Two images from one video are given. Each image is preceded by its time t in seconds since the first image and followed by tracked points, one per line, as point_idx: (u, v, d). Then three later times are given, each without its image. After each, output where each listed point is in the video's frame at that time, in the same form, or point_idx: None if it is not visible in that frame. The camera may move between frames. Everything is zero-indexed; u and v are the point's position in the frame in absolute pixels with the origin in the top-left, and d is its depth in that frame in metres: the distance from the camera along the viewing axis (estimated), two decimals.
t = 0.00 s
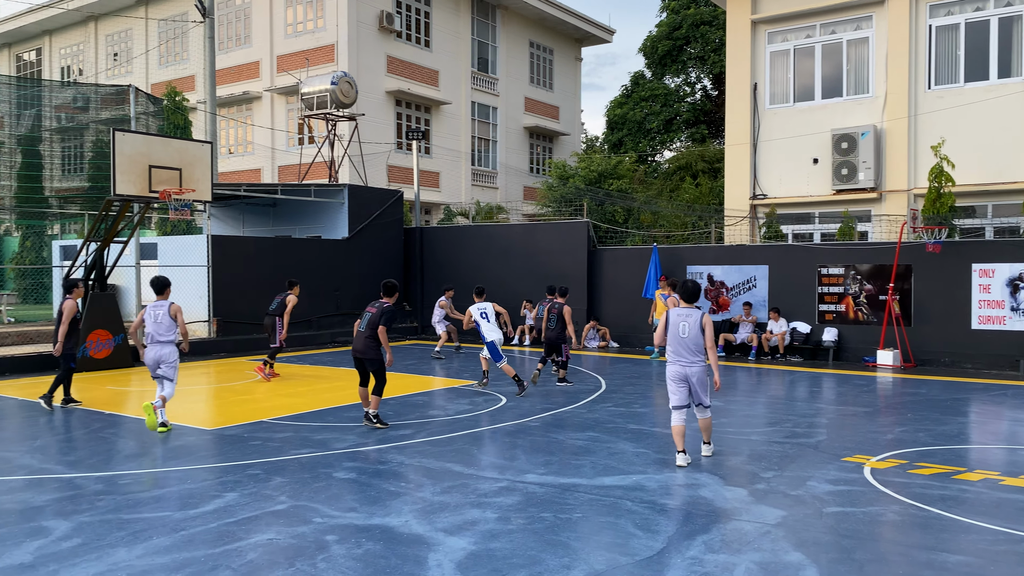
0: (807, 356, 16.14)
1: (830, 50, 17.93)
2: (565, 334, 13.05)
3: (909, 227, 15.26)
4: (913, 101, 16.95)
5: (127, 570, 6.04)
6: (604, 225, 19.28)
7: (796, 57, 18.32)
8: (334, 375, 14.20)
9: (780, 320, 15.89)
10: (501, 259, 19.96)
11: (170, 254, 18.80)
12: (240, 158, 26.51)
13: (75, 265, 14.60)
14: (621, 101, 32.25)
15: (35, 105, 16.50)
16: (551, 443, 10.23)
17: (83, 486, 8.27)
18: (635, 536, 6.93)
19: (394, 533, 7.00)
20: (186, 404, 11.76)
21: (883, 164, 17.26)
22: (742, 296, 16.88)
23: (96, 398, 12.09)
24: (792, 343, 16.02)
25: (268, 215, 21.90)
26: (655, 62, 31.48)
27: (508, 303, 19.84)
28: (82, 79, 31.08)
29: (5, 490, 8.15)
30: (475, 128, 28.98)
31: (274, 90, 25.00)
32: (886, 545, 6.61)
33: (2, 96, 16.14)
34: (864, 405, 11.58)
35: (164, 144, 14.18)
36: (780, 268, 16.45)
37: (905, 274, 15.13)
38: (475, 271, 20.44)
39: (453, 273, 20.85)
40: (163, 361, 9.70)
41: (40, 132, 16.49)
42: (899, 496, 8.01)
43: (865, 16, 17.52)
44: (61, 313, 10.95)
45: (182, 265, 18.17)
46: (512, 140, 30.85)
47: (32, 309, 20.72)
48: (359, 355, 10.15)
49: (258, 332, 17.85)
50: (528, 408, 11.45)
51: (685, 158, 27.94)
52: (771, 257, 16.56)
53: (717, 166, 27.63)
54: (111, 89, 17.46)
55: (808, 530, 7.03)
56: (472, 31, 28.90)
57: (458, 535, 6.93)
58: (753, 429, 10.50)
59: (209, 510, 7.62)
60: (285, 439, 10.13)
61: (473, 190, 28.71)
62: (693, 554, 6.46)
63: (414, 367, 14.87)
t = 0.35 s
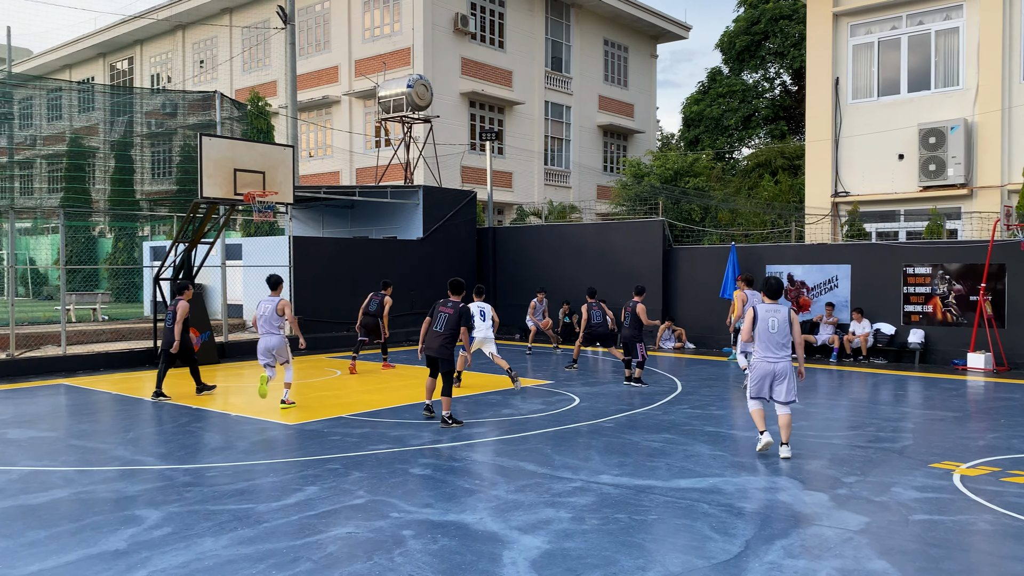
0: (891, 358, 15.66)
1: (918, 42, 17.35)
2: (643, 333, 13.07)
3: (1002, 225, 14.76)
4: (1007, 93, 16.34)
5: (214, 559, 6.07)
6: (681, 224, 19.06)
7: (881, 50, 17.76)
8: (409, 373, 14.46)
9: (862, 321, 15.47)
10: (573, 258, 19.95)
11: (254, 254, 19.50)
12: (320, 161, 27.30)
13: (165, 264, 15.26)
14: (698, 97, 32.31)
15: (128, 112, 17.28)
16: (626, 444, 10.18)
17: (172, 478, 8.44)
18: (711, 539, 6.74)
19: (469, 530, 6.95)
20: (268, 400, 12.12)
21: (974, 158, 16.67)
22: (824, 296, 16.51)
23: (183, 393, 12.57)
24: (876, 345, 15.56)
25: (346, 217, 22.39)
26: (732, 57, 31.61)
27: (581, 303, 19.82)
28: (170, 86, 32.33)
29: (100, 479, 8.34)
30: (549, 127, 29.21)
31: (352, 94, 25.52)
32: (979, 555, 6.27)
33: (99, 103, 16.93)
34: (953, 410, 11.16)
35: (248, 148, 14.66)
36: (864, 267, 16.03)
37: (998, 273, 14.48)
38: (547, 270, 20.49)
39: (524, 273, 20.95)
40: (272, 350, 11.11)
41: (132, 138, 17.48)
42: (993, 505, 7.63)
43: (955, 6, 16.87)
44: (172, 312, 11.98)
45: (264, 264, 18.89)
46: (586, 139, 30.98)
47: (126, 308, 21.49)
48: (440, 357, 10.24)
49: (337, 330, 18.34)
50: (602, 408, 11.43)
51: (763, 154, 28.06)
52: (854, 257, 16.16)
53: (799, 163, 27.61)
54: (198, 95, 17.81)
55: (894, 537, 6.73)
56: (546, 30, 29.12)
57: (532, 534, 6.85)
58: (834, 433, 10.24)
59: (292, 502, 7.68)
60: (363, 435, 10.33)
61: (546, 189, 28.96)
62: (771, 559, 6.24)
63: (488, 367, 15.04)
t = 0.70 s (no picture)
0: (963, 360, 15.11)
1: (991, 33, 17.23)
2: (704, 333, 12.93)
3: None
4: None
5: (276, 553, 6.11)
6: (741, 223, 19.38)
7: (951, 41, 17.75)
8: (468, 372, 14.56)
9: (932, 322, 15.08)
10: (631, 257, 19.83)
11: (316, 254, 19.93)
12: (380, 163, 27.69)
13: (232, 263, 15.73)
14: (761, 93, 32.18)
15: (196, 116, 17.85)
16: (685, 446, 10.02)
17: (238, 472, 8.62)
18: (773, 542, 6.41)
19: (525, 528, 6.75)
20: (331, 397, 12.34)
21: None
22: (891, 296, 16.09)
23: (248, 390, 12.88)
24: (946, 346, 15.09)
25: (405, 216, 22.64)
26: (796, 52, 31.31)
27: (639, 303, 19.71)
28: (237, 90, 33.24)
29: (169, 472, 8.59)
30: (607, 126, 29.30)
31: (412, 96, 25.80)
32: None
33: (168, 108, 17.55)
34: None
35: (311, 149, 14.95)
36: (933, 266, 15.58)
37: None
38: (604, 269, 20.43)
39: (582, 272, 20.94)
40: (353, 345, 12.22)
41: (199, 141, 18.01)
42: None
43: None
44: (265, 304, 12.66)
45: (326, 264, 19.37)
46: (645, 137, 31.00)
47: (193, 306, 22.57)
48: (498, 361, 10.29)
49: (396, 330, 18.58)
50: (660, 410, 11.32)
51: (828, 151, 27.23)
52: (923, 255, 15.71)
53: (865, 158, 26.58)
54: (263, 99, 18.58)
55: (968, 546, 6.34)
56: (605, 27, 29.19)
57: (588, 534, 6.62)
58: (902, 437, 9.93)
59: (351, 498, 7.69)
60: (420, 433, 10.38)
61: (604, 188, 29.06)
62: (837, 565, 5.92)
63: (545, 368, 15.04)
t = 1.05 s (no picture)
0: (1012, 362, 14.73)
1: None
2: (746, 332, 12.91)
3: None
4: None
5: (317, 550, 6.18)
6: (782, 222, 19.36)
7: (1001, 35, 17.87)
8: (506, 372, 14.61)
9: (980, 323, 14.70)
10: (671, 257, 19.68)
11: (356, 254, 20.15)
12: (419, 163, 27.84)
13: (273, 262, 16.02)
14: (802, 90, 31.86)
15: (238, 118, 18.17)
16: (725, 447, 9.93)
17: (279, 469, 8.74)
18: (815, 545, 6.31)
19: (563, 528, 6.74)
20: (371, 396, 12.45)
21: None
22: (937, 296, 15.75)
23: (289, 388, 13.06)
24: (995, 348, 14.70)
25: (443, 217, 22.80)
26: (839, 48, 30.82)
27: (678, 303, 19.56)
28: (277, 92, 33.72)
29: (213, 468, 8.75)
30: (646, 124, 29.21)
31: (451, 96, 25.91)
32: None
33: (211, 111, 17.89)
34: None
35: (351, 150, 15.10)
36: (982, 265, 15.26)
37: None
38: (642, 269, 20.32)
39: (619, 272, 20.85)
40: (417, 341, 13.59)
41: (241, 143, 18.28)
42: None
43: None
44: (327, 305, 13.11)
45: (366, 264, 19.60)
46: (684, 135, 30.82)
47: (235, 305, 23.02)
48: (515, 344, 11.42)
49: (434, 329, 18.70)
50: (700, 410, 11.24)
51: (872, 148, 26.77)
52: (972, 254, 15.39)
53: (909, 155, 26.24)
54: (303, 101, 18.83)
55: (1018, 552, 6.17)
56: (643, 26, 29.08)
57: (626, 535, 6.58)
58: (948, 439, 9.71)
59: (390, 496, 7.74)
60: (459, 432, 10.42)
61: (642, 187, 28.97)
62: (881, 569, 5.80)
63: (582, 368, 15.01)
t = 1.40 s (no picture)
0: None
1: None
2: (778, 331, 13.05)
3: None
4: None
5: (340, 548, 6.22)
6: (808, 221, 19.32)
7: None
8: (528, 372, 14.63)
9: (1009, 323, 14.42)
10: (694, 257, 19.57)
11: (379, 254, 20.25)
12: (441, 163, 27.89)
13: (296, 262, 16.08)
14: (826, 88, 31.62)
15: (262, 119, 18.33)
16: (749, 448, 9.86)
17: (303, 468, 8.80)
18: (840, 547, 6.25)
19: (585, 529, 6.73)
20: (394, 395, 12.51)
21: None
22: (964, 296, 15.56)
23: (313, 387, 13.15)
24: None
25: (465, 217, 22.87)
26: (864, 46, 30.54)
27: (701, 303, 19.45)
28: (301, 93, 33.95)
29: (237, 467, 8.83)
30: (668, 123, 29.11)
31: (472, 96, 25.95)
32: None
33: (235, 112, 18.06)
34: None
35: (373, 151, 15.17)
36: (1010, 264, 15.07)
37: None
38: (664, 268, 20.22)
39: (642, 272, 20.77)
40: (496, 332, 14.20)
41: (266, 144, 18.35)
42: None
43: None
44: (369, 306, 13.65)
45: (388, 263, 19.70)
46: (707, 134, 30.67)
47: (259, 305, 23.24)
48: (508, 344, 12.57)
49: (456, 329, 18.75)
50: (723, 411, 11.18)
51: (897, 146, 26.52)
52: (1001, 253, 15.20)
53: (936, 153, 26.01)
54: (326, 102, 19.00)
55: None
56: (666, 24, 28.97)
57: (650, 535, 6.56)
58: (976, 441, 9.57)
59: (413, 495, 7.77)
60: (481, 431, 10.44)
61: (665, 186, 28.86)
62: (908, 573, 5.74)
63: (605, 368, 14.98)
